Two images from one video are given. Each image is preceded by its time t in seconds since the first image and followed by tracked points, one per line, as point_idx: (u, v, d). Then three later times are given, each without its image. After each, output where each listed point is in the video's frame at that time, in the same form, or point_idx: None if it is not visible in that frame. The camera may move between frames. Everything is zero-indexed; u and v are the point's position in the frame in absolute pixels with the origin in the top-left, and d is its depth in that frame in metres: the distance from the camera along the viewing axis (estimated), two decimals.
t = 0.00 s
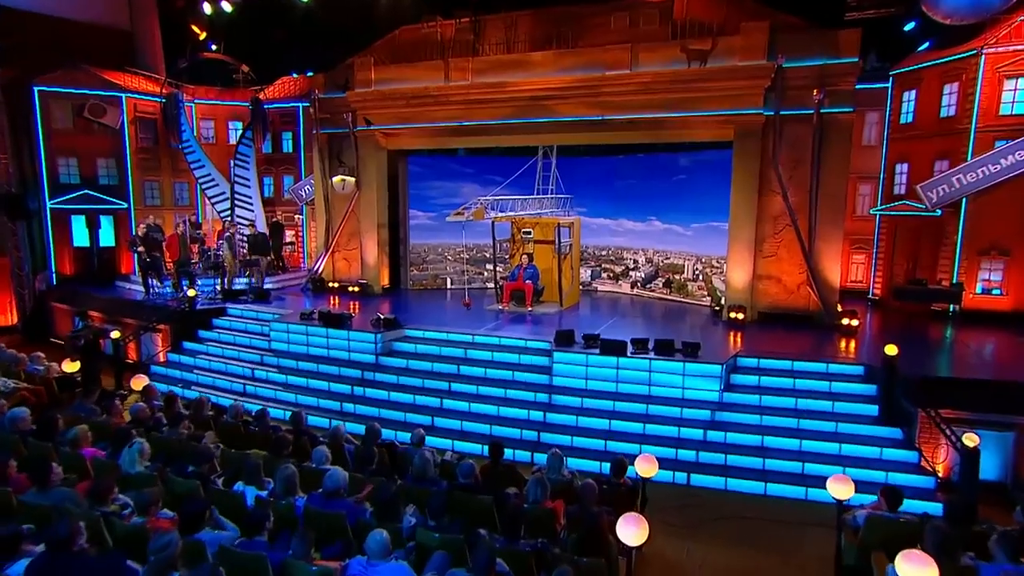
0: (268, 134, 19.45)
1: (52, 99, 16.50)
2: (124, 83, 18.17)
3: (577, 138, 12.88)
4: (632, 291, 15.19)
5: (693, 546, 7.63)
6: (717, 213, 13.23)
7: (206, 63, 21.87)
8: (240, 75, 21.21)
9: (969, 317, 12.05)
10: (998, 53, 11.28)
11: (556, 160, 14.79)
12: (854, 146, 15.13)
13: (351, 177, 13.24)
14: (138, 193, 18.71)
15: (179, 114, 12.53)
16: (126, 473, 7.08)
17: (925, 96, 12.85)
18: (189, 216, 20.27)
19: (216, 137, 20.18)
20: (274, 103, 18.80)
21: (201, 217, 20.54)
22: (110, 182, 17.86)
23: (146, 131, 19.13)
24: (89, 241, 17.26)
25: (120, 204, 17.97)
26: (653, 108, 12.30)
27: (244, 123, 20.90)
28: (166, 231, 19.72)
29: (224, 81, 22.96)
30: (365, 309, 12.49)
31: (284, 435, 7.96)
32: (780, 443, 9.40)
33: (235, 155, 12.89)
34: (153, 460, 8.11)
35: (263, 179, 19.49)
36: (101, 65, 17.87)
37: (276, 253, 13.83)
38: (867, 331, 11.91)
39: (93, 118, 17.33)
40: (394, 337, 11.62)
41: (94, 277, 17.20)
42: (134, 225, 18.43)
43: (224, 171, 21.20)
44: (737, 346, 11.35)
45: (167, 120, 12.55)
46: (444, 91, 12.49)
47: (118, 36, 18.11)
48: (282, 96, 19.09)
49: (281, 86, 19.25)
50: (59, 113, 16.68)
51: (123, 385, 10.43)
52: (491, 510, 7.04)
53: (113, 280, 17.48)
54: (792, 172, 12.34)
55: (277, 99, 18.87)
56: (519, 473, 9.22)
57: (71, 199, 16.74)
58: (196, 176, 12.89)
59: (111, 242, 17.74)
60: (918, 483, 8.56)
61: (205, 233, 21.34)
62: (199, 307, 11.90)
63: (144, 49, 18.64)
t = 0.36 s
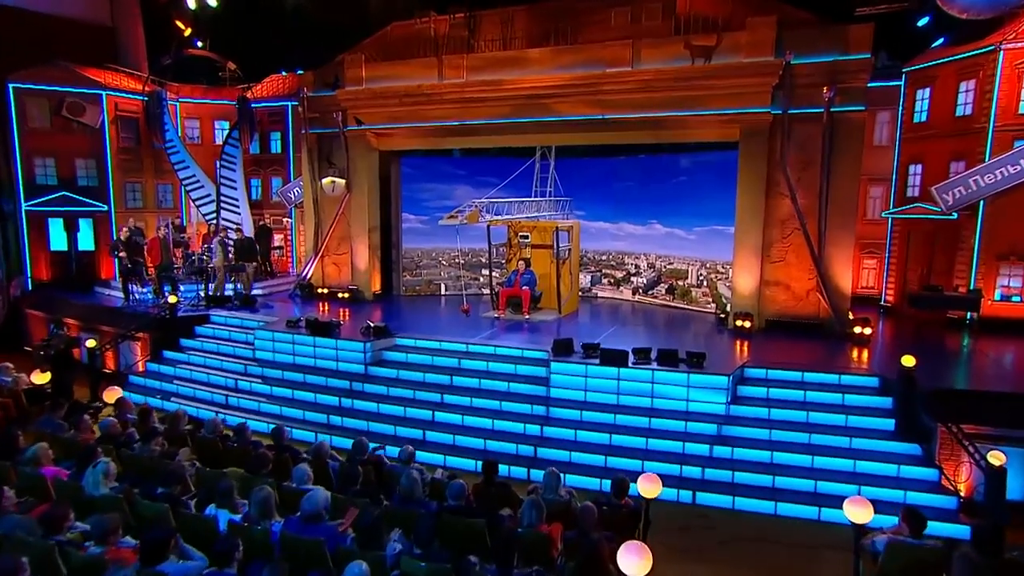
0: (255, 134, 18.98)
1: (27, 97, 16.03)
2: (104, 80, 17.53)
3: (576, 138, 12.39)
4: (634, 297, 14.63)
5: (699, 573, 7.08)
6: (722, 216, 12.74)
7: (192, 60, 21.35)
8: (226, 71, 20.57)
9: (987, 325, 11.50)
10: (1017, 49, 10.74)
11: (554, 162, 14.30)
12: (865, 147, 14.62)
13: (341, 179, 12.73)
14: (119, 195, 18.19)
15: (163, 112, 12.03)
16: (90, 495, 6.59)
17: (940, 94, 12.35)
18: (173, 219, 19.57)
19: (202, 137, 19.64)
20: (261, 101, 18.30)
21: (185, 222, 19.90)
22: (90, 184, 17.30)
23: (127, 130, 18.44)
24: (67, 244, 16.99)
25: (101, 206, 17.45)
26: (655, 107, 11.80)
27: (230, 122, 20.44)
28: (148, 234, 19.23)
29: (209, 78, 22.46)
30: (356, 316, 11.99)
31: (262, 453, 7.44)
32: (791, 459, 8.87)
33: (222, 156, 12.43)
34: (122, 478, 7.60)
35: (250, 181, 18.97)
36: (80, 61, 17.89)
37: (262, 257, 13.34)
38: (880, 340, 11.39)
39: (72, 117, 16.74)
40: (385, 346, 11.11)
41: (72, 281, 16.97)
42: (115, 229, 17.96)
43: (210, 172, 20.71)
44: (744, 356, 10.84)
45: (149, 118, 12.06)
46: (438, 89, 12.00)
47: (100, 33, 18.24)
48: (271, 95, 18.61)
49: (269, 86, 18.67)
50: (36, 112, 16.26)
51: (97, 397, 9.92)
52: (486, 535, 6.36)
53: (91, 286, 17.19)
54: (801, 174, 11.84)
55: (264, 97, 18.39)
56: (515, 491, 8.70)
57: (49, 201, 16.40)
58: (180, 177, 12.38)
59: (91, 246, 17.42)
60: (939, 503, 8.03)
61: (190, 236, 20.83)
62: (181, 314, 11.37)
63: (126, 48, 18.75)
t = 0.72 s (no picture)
0: (242, 134, 18.52)
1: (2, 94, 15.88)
2: (85, 77, 17.11)
3: (574, 138, 11.91)
4: (635, 304, 14.14)
5: None
6: (727, 220, 12.27)
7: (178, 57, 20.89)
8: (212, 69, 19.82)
9: (1006, 334, 10.98)
10: None
11: (553, 163, 13.69)
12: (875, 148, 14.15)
13: (330, 180, 12.23)
14: (99, 197, 17.73)
15: (146, 111, 11.50)
16: (49, 520, 6.06)
17: (955, 93, 11.86)
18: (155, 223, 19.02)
19: (187, 137, 19.19)
20: (248, 100, 17.84)
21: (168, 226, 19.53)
22: (68, 185, 16.84)
23: (108, 130, 17.98)
24: (44, 248, 16.59)
25: (80, 210, 16.97)
26: (658, 106, 11.32)
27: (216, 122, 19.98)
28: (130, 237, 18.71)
29: (196, 76, 21.94)
30: (345, 323, 11.51)
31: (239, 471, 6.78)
32: (801, 477, 8.35)
33: (207, 157, 11.92)
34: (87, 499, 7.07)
35: (237, 182, 18.56)
36: (58, 58, 17.55)
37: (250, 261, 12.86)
38: (893, 349, 10.90)
39: (49, 115, 16.45)
40: (374, 355, 10.62)
41: (48, 286, 16.59)
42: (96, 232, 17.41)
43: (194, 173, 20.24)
44: (751, 367, 10.35)
45: (131, 118, 11.49)
46: (432, 87, 11.55)
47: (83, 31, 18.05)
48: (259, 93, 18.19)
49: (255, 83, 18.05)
50: (9, 110, 16.13)
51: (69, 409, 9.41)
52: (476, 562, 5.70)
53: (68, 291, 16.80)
54: (809, 175, 11.36)
55: (250, 96, 17.93)
56: (508, 510, 8.19)
57: (26, 203, 15.97)
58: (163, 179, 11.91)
59: (69, 250, 16.99)
60: (961, 525, 7.50)
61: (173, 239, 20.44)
62: (161, 321, 10.89)
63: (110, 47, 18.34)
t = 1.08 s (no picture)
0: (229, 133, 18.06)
1: None
2: (62, 73, 16.79)
3: (573, 138, 11.45)
4: (637, 311, 13.61)
5: None
6: (733, 224, 11.82)
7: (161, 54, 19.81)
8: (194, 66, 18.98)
9: None
10: None
11: (550, 164, 13.39)
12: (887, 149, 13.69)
13: (319, 182, 11.75)
14: (77, 199, 17.29)
15: (127, 109, 10.98)
16: None
17: (972, 91, 11.39)
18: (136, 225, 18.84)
19: (170, 137, 18.88)
20: (234, 99, 17.36)
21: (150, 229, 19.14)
22: (45, 186, 16.55)
23: (87, 129, 17.49)
24: (19, 252, 16.14)
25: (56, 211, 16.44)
26: (660, 105, 10.86)
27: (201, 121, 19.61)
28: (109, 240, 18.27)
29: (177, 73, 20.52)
30: (334, 332, 11.04)
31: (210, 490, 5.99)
32: (813, 496, 7.84)
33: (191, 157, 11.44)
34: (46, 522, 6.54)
35: (223, 184, 18.10)
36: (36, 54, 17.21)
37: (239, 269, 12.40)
38: (907, 358, 10.46)
39: (24, 113, 16.10)
40: (362, 365, 10.13)
41: (22, 291, 16.19)
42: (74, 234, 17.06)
43: (179, 174, 19.82)
44: (758, 379, 9.87)
45: (112, 116, 10.88)
46: (424, 85, 11.06)
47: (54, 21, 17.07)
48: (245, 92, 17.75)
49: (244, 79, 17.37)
50: None
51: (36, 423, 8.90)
52: None
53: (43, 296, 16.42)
54: (819, 177, 10.89)
55: (238, 95, 17.43)
56: (501, 530, 7.69)
57: None
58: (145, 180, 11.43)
59: (45, 254, 16.49)
60: (984, 549, 6.97)
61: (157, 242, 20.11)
62: (139, 329, 10.42)
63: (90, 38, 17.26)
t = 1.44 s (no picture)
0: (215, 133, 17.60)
1: None
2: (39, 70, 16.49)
3: (572, 139, 11.02)
4: (638, 318, 13.14)
5: None
6: (738, 228, 11.36)
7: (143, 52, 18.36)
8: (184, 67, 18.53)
9: None
10: None
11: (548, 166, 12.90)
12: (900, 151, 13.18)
13: (308, 184, 11.32)
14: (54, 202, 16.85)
15: (109, 108, 10.53)
16: None
17: (990, 89, 11.10)
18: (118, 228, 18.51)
19: (154, 137, 18.53)
20: (221, 98, 16.97)
21: (132, 233, 18.74)
22: (21, 188, 16.12)
23: (67, 129, 17.30)
24: None
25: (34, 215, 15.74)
26: (662, 104, 10.42)
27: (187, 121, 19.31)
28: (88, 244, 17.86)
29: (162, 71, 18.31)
30: (323, 340, 10.60)
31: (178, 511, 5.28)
32: (825, 516, 7.35)
33: (176, 158, 11.01)
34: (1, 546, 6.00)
35: (209, 186, 17.64)
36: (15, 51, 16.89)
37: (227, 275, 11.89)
38: (921, 368, 10.09)
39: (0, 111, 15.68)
40: (350, 375, 9.68)
41: None
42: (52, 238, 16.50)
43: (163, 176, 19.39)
44: (765, 390, 9.42)
45: (91, 114, 10.58)
46: (418, 83, 10.63)
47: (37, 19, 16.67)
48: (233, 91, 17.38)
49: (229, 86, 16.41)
50: None
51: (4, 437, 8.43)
52: None
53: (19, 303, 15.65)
54: (828, 179, 10.48)
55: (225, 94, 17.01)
56: (493, 552, 7.21)
57: None
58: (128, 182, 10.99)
59: (21, 259, 15.97)
60: None
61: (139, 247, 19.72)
62: (118, 337, 10.00)
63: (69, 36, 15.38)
